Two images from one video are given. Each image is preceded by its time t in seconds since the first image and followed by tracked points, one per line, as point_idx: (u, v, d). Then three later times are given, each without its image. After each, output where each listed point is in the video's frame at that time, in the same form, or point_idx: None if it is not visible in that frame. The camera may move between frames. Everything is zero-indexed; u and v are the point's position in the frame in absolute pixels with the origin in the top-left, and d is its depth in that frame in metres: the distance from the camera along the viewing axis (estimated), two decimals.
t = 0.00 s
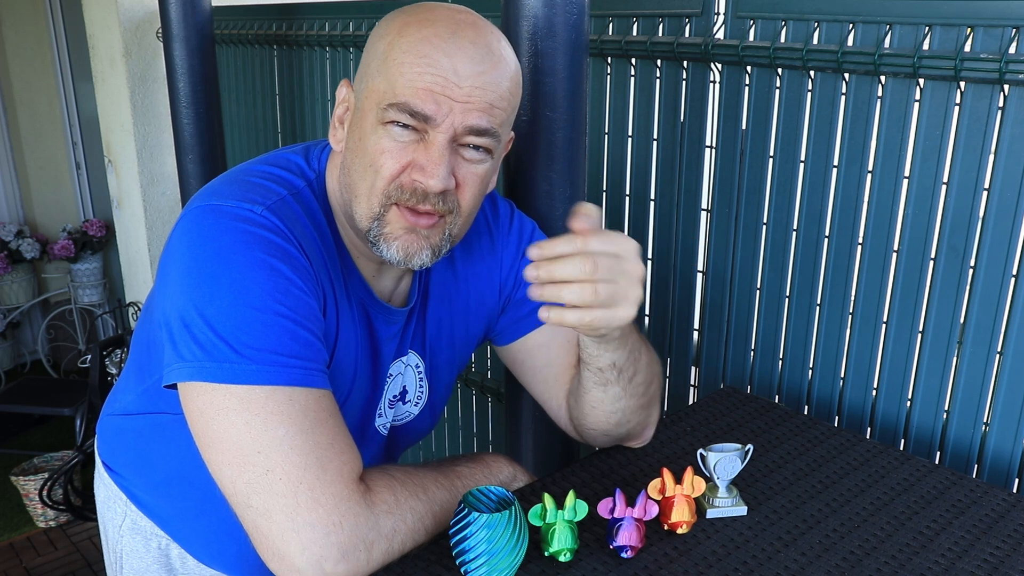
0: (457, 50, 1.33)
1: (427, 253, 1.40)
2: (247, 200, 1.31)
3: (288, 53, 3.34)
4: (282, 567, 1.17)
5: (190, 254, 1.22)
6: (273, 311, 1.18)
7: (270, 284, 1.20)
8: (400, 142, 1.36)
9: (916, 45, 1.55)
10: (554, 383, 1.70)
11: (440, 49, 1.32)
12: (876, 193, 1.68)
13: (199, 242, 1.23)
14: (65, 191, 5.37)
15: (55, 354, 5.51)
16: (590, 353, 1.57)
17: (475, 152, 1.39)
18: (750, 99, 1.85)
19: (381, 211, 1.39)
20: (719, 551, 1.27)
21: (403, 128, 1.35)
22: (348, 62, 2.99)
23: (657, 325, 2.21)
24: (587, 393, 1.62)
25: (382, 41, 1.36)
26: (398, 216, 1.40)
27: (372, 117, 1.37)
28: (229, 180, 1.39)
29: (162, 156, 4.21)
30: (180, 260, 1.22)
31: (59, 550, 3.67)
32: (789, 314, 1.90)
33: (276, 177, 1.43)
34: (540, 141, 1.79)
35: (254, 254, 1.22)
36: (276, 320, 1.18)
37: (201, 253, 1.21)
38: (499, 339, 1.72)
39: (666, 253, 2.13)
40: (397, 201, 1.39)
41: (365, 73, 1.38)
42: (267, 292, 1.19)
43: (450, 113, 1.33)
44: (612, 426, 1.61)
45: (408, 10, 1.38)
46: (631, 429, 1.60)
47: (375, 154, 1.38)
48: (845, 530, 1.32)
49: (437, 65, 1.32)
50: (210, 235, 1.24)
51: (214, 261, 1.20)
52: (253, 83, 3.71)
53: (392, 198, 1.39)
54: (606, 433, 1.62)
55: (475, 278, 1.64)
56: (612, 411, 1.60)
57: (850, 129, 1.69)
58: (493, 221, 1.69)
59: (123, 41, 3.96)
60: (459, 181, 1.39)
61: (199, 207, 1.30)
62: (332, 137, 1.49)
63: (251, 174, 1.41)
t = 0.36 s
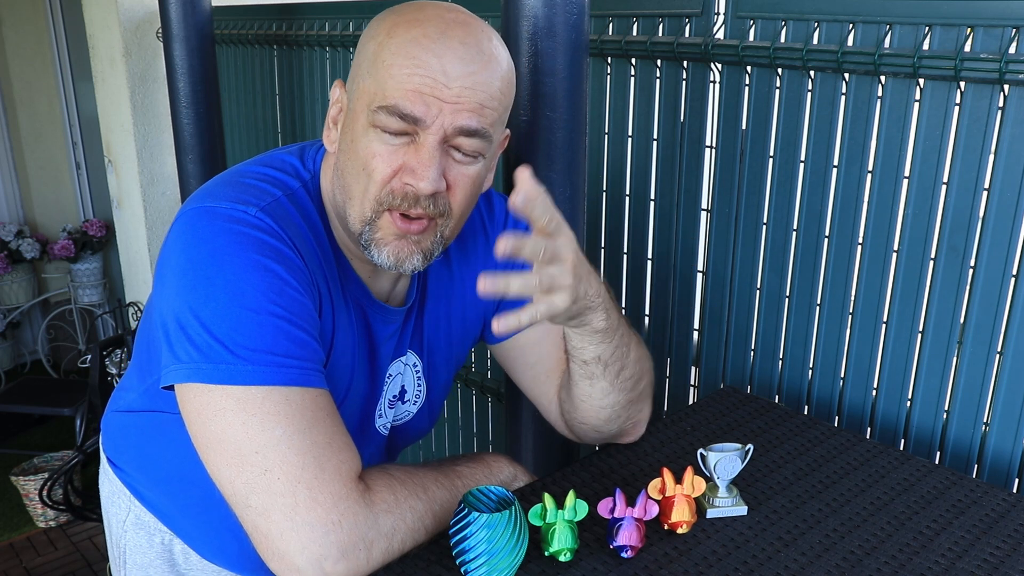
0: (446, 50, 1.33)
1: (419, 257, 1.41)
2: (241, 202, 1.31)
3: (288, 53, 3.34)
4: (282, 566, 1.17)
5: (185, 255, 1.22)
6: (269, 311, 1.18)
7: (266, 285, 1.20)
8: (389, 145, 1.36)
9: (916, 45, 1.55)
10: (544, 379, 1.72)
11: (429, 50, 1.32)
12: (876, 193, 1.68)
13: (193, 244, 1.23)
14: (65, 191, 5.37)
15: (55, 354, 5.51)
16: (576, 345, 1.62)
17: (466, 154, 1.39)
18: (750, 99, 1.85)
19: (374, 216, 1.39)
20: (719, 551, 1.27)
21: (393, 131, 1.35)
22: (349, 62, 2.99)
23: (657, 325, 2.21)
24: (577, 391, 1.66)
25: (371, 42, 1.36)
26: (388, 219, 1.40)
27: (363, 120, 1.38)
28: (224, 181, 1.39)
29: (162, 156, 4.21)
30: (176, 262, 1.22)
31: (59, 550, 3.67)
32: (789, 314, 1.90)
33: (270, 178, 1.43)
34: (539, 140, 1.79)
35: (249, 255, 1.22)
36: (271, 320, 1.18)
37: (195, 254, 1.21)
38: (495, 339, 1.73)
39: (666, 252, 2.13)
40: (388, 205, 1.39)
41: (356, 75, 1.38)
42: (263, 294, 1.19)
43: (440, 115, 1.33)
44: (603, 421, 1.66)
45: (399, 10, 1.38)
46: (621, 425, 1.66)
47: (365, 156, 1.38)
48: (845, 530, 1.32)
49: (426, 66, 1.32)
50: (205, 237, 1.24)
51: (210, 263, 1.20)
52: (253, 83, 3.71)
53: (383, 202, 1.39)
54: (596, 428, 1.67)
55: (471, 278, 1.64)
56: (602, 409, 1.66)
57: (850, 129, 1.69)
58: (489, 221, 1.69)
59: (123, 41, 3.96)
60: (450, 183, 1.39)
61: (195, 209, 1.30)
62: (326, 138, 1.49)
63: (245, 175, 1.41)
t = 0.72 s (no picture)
0: (449, 51, 1.32)
1: (428, 255, 1.41)
2: (246, 201, 1.31)
3: (288, 53, 3.34)
4: (282, 566, 1.17)
5: (190, 255, 1.22)
6: (273, 311, 1.18)
7: (271, 285, 1.20)
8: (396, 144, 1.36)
9: (916, 45, 1.55)
10: (551, 379, 1.72)
11: (432, 52, 1.32)
12: (876, 193, 1.68)
13: (199, 243, 1.23)
14: (65, 191, 5.37)
15: (55, 354, 5.51)
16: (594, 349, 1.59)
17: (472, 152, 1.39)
18: (750, 98, 1.85)
19: (382, 215, 1.39)
20: (719, 551, 1.27)
21: (398, 132, 1.35)
22: (348, 62, 2.99)
23: (657, 325, 2.21)
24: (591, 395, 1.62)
25: (375, 43, 1.36)
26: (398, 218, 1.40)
27: (368, 122, 1.38)
28: (228, 181, 1.39)
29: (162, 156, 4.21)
30: (181, 262, 1.22)
31: (59, 550, 3.67)
32: (789, 314, 1.90)
33: (276, 178, 1.43)
34: (540, 140, 1.79)
35: (254, 255, 1.22)
36: (275, 320, 1.18)
37: (201, 254, 1.21)
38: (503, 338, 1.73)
39: (666, 252, 2.12)
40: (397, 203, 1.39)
41: (360, 76, 1.38)
42: (267, 293, 1.19)
43: (444, 117, 1.33)
44: (615, 424, 1.62)
45: (401, 11, 1.37)
46: (632, 428, 1.62)
47: (371, 157, 1.38)
48: (846, 530, 1.32)
49: (430, 68, 1.32)
50: (210, 236, 1.24)
51: (214, 262, 1.20)
52: (253, 83, 3.71)
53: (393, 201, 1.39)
54: (608, 432, 1.63)
55: (476, 277, 1.64)
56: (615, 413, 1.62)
57: (850, 129, 1.69)
58: (494, 220, 1.69)
59: (123, 41, 3.96)
60: (457, 183, 1.39)
61: (199, 208, 1.30)
62: (330, 138, 1.49)
63: (251, 174, 1.41)
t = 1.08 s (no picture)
0: (439, 45, 1.32)
1: (422, 253, 1.41)
2: (244, 202, 1.31)
3: (288, 53, 3.34)
4: (282, 567, 1.17)
5: (188, 256, 1.22)
6: (272, 312, 1.18)
7: (270, 286, 1.20)
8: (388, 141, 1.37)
9: (916, 45, 1.55)
10: (550, 379, 1.72)
11: (422, 46, 1.32)
12: (876, 193, 1.68)
13: (197, 245, 1.23)
14: (65, 191, 5.37)
15: (55, 354, 5.51)
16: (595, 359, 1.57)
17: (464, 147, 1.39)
18: (750, 98, 1.85)
19: (376, 214, 1.39)
20: (719, 551, 1.27)
21: (389, 128, 1.36)
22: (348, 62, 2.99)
23: (657, 325, 2.21)
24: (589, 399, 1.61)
25: (365, 40, 1.36)
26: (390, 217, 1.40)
27: (359, 119, 1.38)
28: (227, 181, 1.39)
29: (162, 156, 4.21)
30: (179, 263, 1.22)
31: (59, 550, 3.67)
32: (789, 314, 1.90)
33: (274, 178, 1.43)
34: (539, 140, 1.79)
35: (253, 255, 1.22)
36: (273, 321, 1.18)
37: (199, 255, 1.21)
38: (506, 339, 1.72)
39: (666, 253, 2.13)
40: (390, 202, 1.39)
41: (351, 74, 1.39)
42: (266, 294, 1.19)
43: (435, 111, 1.33)
44: (612, 428, 1.61)
45: (390, 7, 1.37)
46: (630, 431, 1.60)
47: (363, 154, 1.38)
48: (846, 530, 1.32)
49: (419, 63, 1.32)
50: (208, 238, 1.24)
51: (213, 264, 1.20)
52: (252, 83, 3.71)
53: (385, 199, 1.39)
54: (605, 435, 1.62)
55: (475, 277, 1.64)
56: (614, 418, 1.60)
57: (850, 129, 1.69)
58: (493, 220, 1.69)
59: (123, 41, 3.96)
60: (449, 178, 1.40)
61: (198, 209, 1.30)
62: (325, 137, 1.49)
63: (248, 175, 1.41)
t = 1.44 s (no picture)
0: (431, 44, 1.33)
1: (414, 249, 1.41)
2: (242, 203, 1.31)
3: (288, 53, 3.34)
4: (282, 567, 1.17)
5: (186, 256, 1.22)
6: (270, 313, 1.18)
7: (268, 286, 1.20)
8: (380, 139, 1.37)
9: (916, 45, 1.55)
10: (548, 380, 1.72)
11: (413, 44, 1.32)
12: (876, 193, 1.68)
13: (194, 246, 1.23)
14: (65, 191, 5.37)
15: (55, 354, 5.51)
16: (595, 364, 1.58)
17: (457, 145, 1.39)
18: (750, 98, 1.85)
19: (368, 212, 1.39)
20: (719, 551, 1.27)
21: (381, 126, 1.36)
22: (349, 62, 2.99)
23: (657, 325, 2.21)
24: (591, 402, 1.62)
25: (358, 39, 1.36)
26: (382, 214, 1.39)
27: (353, 118, 1.38)
28: (224, 182, 1.39)
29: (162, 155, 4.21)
30: (177, 264, 1.22)
31: (59, 550, 3.68)
32: (789, 314, 1.90)
33: (271, 179, 1.43)
34: (539, 140, 1.78)
35: (251, 256, 1.22)
36: (271, 322, 1.18)
37: (197, 256, 1.21)
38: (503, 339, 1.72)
39: (666, 253, 2.13)
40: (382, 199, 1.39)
41: (344, 73, 1.39)
42: (264, 294, 1.19)
43: (426, 109, 1.34)
44: (613, 430, 1.62)
45: (384, 6, 1.37)
46: (631, 433, 1.61)
47: (356, 152, 1.38)
48: (845, 530, 1.32)
49: (411, 61, 1.32)
50: (206, 238, 1.24)
51: (211, 264, 1.20)
52: (252, 83, 3.71)
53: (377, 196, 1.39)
54: (606, 437, 1.63)
55: (473, 277, 1.64)
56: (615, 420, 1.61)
57: (851, 129, 1.69)
58: (492, 221, 1.69)
59: (123, 41, 3.96)
60: (441, 176, 1.39)
61: (196, 210, 1.30)
62: (321, 137, 1.49)
63: (246, 176, 1.41)
